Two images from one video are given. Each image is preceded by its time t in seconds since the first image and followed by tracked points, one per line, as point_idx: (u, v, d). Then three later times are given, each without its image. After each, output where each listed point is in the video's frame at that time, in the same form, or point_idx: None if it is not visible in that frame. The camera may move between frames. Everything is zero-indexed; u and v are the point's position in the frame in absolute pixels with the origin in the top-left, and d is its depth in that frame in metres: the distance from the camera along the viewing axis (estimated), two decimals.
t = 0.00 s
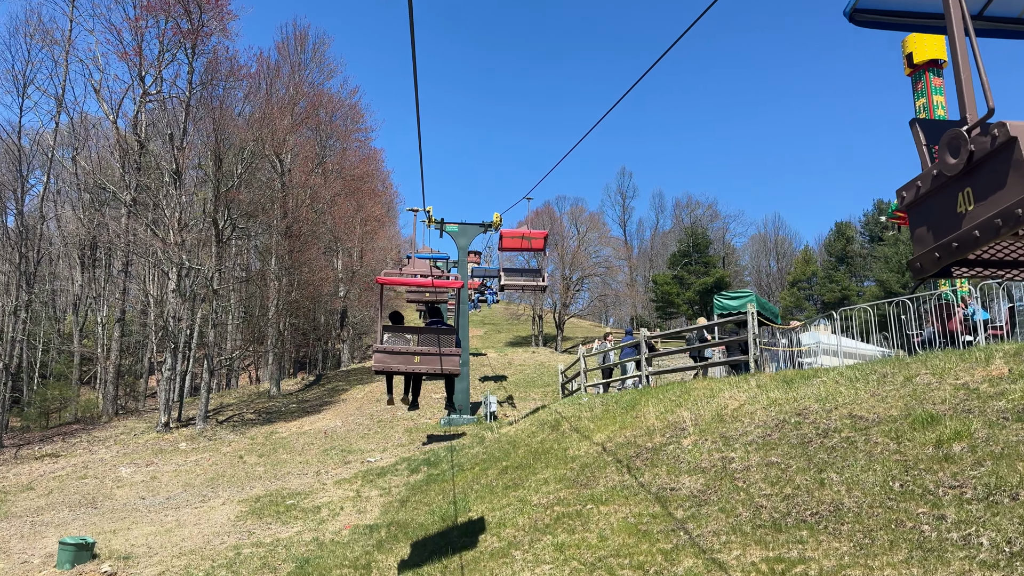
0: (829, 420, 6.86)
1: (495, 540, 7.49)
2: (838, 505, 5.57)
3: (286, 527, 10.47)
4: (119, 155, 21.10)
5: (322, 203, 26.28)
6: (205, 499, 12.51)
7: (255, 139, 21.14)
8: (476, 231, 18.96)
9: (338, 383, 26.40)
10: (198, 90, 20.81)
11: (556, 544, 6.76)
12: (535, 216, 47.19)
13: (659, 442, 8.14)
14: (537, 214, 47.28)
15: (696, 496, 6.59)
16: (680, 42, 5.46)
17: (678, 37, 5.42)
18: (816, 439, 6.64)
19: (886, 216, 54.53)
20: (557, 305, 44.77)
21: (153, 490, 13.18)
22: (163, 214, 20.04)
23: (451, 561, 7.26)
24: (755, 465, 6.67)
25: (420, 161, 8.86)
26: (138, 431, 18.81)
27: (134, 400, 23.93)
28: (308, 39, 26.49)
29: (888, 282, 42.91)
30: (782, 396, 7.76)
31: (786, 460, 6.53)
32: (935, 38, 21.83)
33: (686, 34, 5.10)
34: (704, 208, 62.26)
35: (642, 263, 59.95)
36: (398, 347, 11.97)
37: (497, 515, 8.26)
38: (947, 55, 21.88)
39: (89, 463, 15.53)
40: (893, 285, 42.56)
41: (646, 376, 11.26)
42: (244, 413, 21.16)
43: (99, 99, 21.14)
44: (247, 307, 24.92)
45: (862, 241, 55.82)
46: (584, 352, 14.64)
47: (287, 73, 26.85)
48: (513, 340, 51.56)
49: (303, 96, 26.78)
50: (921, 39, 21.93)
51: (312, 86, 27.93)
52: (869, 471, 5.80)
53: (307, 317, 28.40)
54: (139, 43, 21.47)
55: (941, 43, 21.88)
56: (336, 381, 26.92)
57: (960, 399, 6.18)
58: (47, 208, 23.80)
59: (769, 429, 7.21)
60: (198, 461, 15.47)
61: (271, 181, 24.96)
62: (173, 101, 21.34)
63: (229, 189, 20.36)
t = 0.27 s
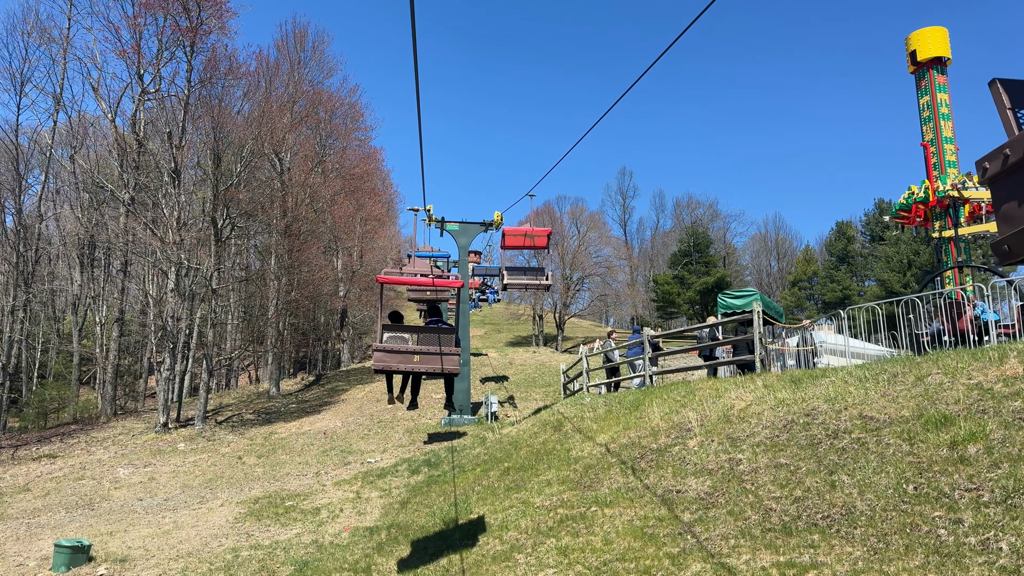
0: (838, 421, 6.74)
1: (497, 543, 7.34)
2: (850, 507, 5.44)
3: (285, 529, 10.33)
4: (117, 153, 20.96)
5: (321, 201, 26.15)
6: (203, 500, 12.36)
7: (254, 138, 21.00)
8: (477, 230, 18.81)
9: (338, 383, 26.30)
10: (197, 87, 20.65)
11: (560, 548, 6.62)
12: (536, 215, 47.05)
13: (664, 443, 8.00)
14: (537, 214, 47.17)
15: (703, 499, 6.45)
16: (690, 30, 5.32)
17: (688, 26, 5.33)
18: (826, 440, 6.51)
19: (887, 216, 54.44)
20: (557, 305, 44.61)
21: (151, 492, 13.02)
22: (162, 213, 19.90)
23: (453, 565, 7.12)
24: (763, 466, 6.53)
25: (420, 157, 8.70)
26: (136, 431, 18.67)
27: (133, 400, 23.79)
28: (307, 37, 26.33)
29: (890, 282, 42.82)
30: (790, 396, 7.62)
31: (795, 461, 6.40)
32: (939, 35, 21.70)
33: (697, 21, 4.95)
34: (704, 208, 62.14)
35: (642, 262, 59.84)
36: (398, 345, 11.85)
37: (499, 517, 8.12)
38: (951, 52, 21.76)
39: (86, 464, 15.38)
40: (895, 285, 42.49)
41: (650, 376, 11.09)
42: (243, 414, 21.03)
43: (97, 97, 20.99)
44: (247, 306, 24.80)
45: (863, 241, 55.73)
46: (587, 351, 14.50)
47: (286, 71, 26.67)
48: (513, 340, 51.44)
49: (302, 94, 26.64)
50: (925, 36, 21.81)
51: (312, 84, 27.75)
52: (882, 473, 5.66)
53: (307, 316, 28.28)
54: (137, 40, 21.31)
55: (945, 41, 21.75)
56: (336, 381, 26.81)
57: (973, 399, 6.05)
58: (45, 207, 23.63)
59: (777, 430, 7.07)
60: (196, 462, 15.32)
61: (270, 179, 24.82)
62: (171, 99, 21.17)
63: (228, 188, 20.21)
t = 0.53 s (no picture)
0: (848, 421, 6.60)
1: (498, 546, 7.20)
2: (861, 511, 5.30)
3: (284, 531, 10.19)
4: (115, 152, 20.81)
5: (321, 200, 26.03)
6: (201, 501, 12.22)
7: (253, 136, 20.86)
8: (478, 228, 18.66)
9: (338, 382, 26.20)
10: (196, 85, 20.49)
11: (562, 551, 6.49)
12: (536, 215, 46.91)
13: (668, 444, 7.86)
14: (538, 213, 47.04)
15: (709, 502, 6.31)
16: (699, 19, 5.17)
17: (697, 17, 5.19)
18: (835, 442, 6.37)
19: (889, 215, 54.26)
20: (557, 305, 44.48)
21: (148, 493, 12.88)
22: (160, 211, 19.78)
23: (453, 569, 6.97)
24: (770, 469, 6.40)
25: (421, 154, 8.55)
26: (135, 431, 18.55)
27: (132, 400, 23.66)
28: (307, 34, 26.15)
29: (891, 281, 42.75)
30: (797, 397, 7.49)
31: (804, 464, 6.27)
32: (943, 32, 21.55)
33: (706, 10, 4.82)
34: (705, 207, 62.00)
35: (643, 261, 59.71)
36: (396, 344, 11.68)
37: (500, 520, 7.97)
38: (955, 49, 21.60)
39: (84, 464, 15.24)
40: (896, 284, 42.43)
41: (653, 376, 10.92)
42: (242, 414, 20.91)
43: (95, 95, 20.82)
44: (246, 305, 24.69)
45: (864, 240, 55.66)
46: (589, 351, 14.34)
47: (286, 68, 26.48)
48: (514, 340, 51.30)
49: (302, 93, 26.48)
50: (929, 33, 21.65)
51: (311, 82, 27.57)
52: (894, 475, 5.52)
53: (307, 315, 28.17)
54: (136, 39, 21.15)
55: (949, 38, 21.59)
56: (335, 381, 26.73)
57: (987, 400, 5.91)
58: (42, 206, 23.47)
59: (784, 431, 6.93)
60: (194, 463, 15.19)
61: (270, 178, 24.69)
62: (170, 97, 20.98)
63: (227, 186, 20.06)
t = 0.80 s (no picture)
0: (857, 421, 6.45)
1: (499, 549, 7.05)
2: (873, 514, 5.15)
3: (282, 532, 10.06)
4: (114, 150, 20.68)
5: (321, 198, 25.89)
6: (199, 502, 12.08)
7: (252, 133, 20.71)
8: (478, 226, 18.52)
9: (338, 381, 26.08)
10: (195, 82, 20.35)
11: (564, 554, 6.34)
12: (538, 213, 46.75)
13: (672, 445, 7.71)
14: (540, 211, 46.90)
15: (714, 504, 6.17)
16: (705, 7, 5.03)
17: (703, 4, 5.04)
18: (844, 442, 6.22)
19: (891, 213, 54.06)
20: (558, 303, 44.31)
21: (145, 493, 12.74)
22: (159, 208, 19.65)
23: (453, 571, 6.83)
24: (778, 470, 6.24)
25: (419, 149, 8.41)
26: (134, 431, 18.42)
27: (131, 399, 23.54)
28: (307, 31, 26.01)
29: (894, 279, 42.54)
30: (804, 396, 7.33)
31: (812, 465, 6.12)
32: (948, 28, 21.37)
33: None
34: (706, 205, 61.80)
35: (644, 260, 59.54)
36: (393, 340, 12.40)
37: (501, 522, 7.83)
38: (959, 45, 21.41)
39: (82, 464, 15.12)
40: (898, 282, 42.21)
41: (655, 375, 10.75)
42: (242, 413, 20.77)
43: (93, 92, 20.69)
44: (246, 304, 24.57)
45: (866, 238, 55.46)
46: (591, 350, 14.17)
47: (286, 65, 26.32)
48: (515, 339, 51.17)
49: (302, 90, 26.35)
50: (934, 29, 21.47)
51: (311, 80, 27.41)
52: (906, 477, 5.37)
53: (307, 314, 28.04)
54: (135, 36, 21.02)
55: (954, 33, 21.41)
56: (335, 380, 26.61)
57: (1001, 399, 5.75)
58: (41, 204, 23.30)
59: (792, 431, 6.79)
60: (193, 463, 15.06)
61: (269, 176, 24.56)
62: (169, 95, 20.85)
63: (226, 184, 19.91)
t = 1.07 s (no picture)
0: (866, 421, 6.30)
1: (500, 551, 6.91)
2: (884, 517, 4.99)
3: (280, 533, 9.93)
4: (112, 147, 20.52)
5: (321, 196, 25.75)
6: (196, 502, 11.95)
7: (251, 130, 20.56)
8: (478, 224, 18.37)
9: (338, 380, 25.98)
10: (194, 79, 20.20)
11: (566, 557, 6.19)
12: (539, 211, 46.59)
13: (676, 445, 7.56)
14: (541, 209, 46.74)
15: (720, 506, 6.02)
16: None
17: None
18: (853, 443, 6.07)
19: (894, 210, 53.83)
20: (560, 302, 44.14)
21: (143, 493, 12.63)
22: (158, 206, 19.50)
23: (453, 574, 6.69)
24: (785, 471, 6.10)
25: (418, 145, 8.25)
26: (132, 430, 18.30)
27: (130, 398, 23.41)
28: (306, 28, 25.85)
29: (896, 277, 42.31)
30: (810, 395, 7.18)
31: (820, 466, 5.97)
32: (952, 23, 21.18)
33: None
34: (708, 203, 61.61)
35: (646, 258, 59.36)
36: (390, 336, 13.56)
37: (501, 523, 7.69)
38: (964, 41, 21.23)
39: (80, 464, 14.99)
40: (901, 280, 41.99)
41: (657, 373, 10.56)
42: (241, 412, 20.64)
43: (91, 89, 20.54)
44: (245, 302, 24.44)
45: (868, 236, 55.24)
46: (593, 348, 13.99)
47: (285, 62, 26.15)
48: (517, 337, 51.02)
49: (302, 87, 26.20)
50: (938, 24, 21.29)
51: (311, 77, 27.25)
52: (917, 479, 5.22)
53: (307, 312, 27.93)
54: (133, 32, 20.88)
55: (958, 29, 21.22)
56: (335, 379, 26.49)
57: (1015, 398, 5.60)
58: (40, 203, 23.17)
59: (798, 431, 6.63)
60: (191, 462, 14.95)
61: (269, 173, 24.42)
62: (168, 92, 20.70)
63: (224, 181, 19.75)
